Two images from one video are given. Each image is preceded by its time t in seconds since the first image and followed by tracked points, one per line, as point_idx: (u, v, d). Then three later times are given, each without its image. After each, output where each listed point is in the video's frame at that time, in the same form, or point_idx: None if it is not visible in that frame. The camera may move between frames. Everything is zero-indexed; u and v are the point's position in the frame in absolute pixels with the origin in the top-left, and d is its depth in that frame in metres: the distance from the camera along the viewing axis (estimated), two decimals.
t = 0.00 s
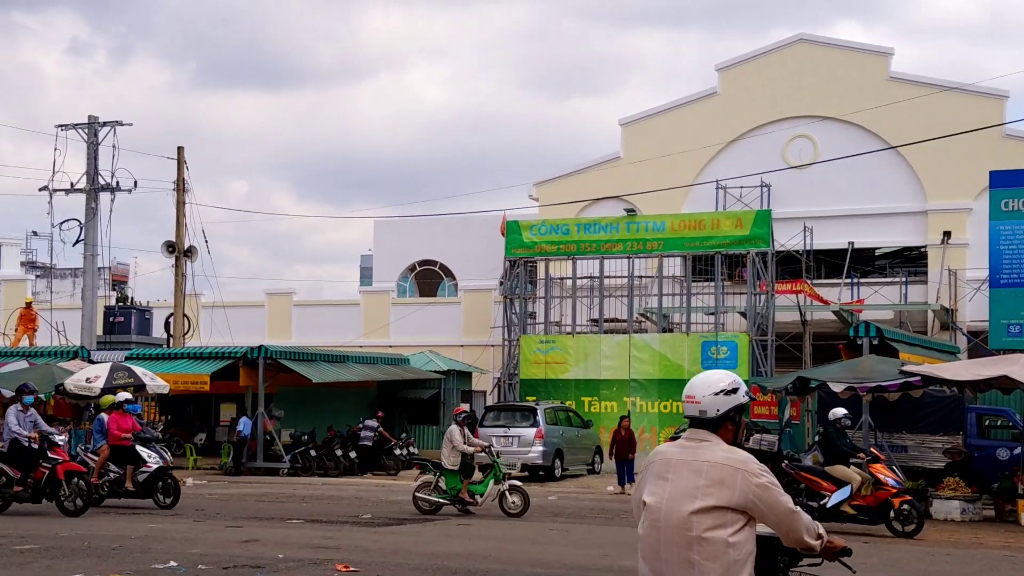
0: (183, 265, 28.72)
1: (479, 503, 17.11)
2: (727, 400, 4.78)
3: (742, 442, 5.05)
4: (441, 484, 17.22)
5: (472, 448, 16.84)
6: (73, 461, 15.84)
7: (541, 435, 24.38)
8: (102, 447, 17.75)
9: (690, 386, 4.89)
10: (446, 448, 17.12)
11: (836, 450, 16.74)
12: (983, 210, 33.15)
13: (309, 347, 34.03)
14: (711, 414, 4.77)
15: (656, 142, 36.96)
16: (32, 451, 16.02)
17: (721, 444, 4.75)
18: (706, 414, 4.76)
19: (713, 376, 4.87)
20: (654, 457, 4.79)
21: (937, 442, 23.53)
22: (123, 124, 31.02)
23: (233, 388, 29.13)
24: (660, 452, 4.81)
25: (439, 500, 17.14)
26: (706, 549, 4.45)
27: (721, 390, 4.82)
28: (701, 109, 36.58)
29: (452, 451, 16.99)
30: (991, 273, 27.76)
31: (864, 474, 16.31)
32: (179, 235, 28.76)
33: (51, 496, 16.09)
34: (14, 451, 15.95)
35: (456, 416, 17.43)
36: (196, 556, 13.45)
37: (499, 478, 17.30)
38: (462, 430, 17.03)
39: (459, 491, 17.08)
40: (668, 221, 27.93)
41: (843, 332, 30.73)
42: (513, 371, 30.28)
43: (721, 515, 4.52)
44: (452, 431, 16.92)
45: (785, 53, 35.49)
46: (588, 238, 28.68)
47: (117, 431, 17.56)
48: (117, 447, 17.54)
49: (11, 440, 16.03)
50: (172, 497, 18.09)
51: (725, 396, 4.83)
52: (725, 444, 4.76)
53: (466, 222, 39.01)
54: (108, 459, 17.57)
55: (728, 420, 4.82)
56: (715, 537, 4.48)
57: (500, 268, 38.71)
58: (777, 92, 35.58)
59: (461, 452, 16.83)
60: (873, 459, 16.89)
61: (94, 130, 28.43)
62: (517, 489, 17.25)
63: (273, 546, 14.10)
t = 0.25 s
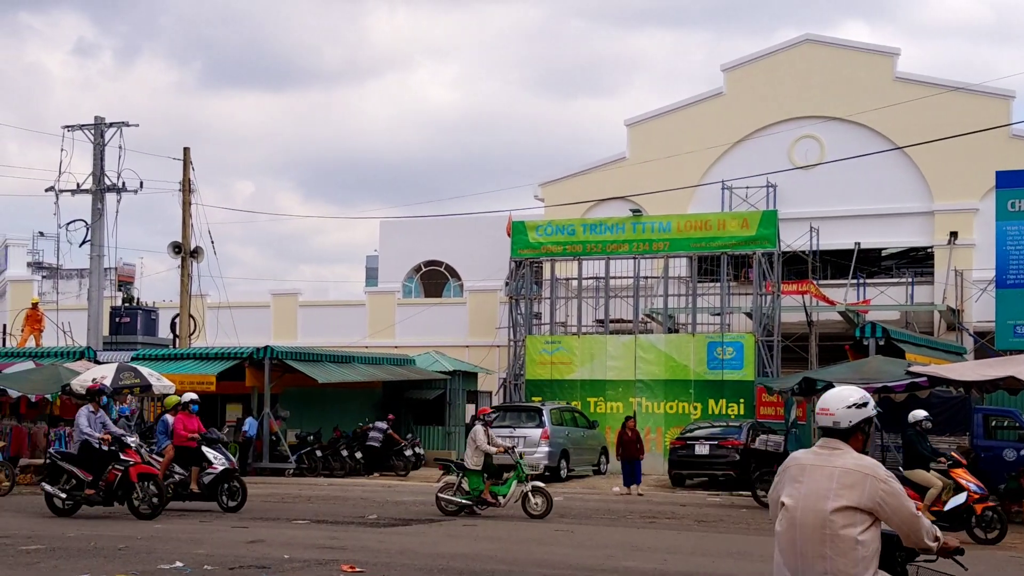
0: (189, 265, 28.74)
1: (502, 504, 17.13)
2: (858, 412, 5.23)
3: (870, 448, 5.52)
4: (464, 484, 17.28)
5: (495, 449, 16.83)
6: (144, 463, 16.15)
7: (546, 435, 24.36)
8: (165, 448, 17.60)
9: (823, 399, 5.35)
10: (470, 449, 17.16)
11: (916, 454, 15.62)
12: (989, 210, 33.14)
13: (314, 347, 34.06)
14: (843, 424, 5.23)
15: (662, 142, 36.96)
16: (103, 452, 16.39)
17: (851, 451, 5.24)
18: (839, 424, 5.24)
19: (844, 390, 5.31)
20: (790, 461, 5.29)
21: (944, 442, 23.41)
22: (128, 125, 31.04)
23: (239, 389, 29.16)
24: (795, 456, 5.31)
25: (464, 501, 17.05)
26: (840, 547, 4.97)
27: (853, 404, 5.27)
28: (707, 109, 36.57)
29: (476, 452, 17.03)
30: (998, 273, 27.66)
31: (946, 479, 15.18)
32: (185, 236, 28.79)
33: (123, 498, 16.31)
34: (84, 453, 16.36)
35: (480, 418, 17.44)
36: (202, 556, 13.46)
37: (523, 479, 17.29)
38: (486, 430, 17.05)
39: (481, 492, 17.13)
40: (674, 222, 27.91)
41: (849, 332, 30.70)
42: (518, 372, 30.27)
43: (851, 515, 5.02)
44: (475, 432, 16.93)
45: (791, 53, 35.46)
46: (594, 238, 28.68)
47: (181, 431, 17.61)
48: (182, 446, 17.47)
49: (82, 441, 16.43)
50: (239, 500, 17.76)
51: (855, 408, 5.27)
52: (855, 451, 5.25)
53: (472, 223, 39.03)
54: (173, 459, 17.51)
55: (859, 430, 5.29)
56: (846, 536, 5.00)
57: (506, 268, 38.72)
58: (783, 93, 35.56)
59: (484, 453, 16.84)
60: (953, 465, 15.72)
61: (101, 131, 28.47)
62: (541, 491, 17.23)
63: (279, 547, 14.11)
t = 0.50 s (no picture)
0: (195, 266, 28.78)
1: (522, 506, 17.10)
2: (972, 423, 5.61)
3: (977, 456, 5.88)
4: (484, 486, 17.26)
5: (514, 451, 16.76)
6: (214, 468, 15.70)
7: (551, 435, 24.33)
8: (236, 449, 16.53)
9: (940, 409, 5.73)
10: (490, 450, 17.11)
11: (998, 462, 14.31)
12: (996, 210, 33.05)
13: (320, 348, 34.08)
14: (957, 432, 5.62)
15: (668, 142, 36.93)
16: (176, 455, 16.16)
17: (962, 457, 5.61)
18: (953, 433, 5.61)
19: (958, 401, 5.70)
20: (904, 465, 5.66)
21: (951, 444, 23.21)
22: (134, 125, 31.11)
23: (245, 389, 29.19)
24: (909, 460, 5.68)
25: (482, 503, 17.10)
26: (950, 545, 5.32)
27: (966, 414, 5.65)
28: (713, 109, 36.54)
29: (495, 452, 16.98)
30: (1004, 273, 27.56)
31: None
32: (191, 237, 28.82)
33: (198, 501, 16.01)
34: (157, 455, 16.14)
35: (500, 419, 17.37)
36: (208, 556, 13.46)
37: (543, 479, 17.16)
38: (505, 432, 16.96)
39: (501, 494, 17.10)
40: (680, 222, 27.89)
41: (856, 332, 30.66)
42: (524, 372, 30.25)
43: (962, 517, 5.37)
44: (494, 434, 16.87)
45: (797, 53, 35.43)
46: (599, 239, 28.66)
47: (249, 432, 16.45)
48: (251, 448, 16.37)
49: (153, 444, 16.15)
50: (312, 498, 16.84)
51: (969, 418, 5.65)
52: (967, 459, 5.62)
53: (477, 223, 39.03)
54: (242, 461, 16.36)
55: (972, 439, 5.66)
56: (957, 535, 5.34)
57: (511, 268, 38.71)
58: (789, 93, 35.52)
59: (503, 455, 16.78)
60: None
61: (107, 132, 28.51)
62: (562, 491, 17.18)
63: (284, 547, 14.11)
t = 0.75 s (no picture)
0: (200, 266, 28.80)
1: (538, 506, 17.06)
2: None
3: None
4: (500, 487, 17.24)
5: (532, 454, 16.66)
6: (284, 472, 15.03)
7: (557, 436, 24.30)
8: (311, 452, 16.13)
9: None
10: (506, 452, 16.99)
11: None
12: (1002, 210, 33.00)
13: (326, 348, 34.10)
14: None
15: (673, 143, 36.92)
16: (249, 457, 15.44)
17: None
18: None
19: None
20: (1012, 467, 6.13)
21: (959, 444, 22.44)
22: (140, 126, 31.14)
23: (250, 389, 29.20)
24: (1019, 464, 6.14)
25: (499, 504, 17.11)
26: None
27: None
28: (719, 110, 36.52)
29: (512, 454, 16.88)
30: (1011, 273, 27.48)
31: None
32: (197, 237, 28.84)
33: (271, 504, 15.37)
34: (229, 457, 15.44)
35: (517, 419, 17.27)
36: (215, 557, 13.48)
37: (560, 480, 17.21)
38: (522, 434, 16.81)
39: (518, 494, 17.07)
40: (685, 222, 27.87)
41: (862, 333, 30.63)
42: (529, 372, 30.23)
43: None
44: (512, 435, 16.76)
45: (803, 53, 35.41)
46: (605, 239, 28.66)
47: (322, 435, 16.07)
48: (325, 451, 15.96)
49: (225, 445, 15.43)
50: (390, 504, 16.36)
51: None
52: None
53: (482, 223, 39.03)
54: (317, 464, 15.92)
55: None
56: None
57: (517, 269, 38.72)
58: (795, 93, 35.49)
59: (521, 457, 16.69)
60: None
61: (113, 132, 28.54)
62: (579, 491, 17.29)
63: (291, 547, 14.12)
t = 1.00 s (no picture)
0: (206, 266, 28.82)
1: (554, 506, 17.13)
2: None
3: None
4: (515, 488, 17.28)
5: (550, 453, 16.73)
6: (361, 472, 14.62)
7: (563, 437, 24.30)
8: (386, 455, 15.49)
9: None
10: (522, 452, 17.02)
11: None
12: (1009, 210, 32.93)
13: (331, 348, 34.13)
14: None
15: (679, 143, 36.91)
16: (323, 460, 15.02)
17: None
18: None
19: None
20: None
21: (966, 444, 22.72)
22: (147, 126, 31.19)
23: (256, 389, 29.23)
24: None
25: (514, 504, 17.09)
26: None
27: None
28: (725, 110, 36.48)
29: (528, 454, 16.92)
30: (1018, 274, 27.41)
31: None
32: (203, 237, 28.87)
33: (345, 509, 14.89)
34: (303, 459, 15.01)
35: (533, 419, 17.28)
36: (222, 557, 13.49)
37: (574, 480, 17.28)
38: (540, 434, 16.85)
39: (534, 495, 17.13)
40: (691, 222, 27.84)
41: (868, 333, 30.59)
42: (535, 372, 30.21)
43: None
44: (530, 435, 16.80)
45: (809, 53, 35.36)
46: (611, 239, 28.65)
47: (401, 438, 15.61)
48: (405, 455, 15.53)
49: (299, 447, 15.00)
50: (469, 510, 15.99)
51: None
52: None
53: (488, 223, 39.03)
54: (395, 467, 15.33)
55: None
56: None
57: (522, 269, 38.72)
58: (802, 93, 35.43)
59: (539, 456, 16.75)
60: None
61: (119, 133, 28.57)
62: (594, 492, 17.35)
63: (297, 547, 14.12)
